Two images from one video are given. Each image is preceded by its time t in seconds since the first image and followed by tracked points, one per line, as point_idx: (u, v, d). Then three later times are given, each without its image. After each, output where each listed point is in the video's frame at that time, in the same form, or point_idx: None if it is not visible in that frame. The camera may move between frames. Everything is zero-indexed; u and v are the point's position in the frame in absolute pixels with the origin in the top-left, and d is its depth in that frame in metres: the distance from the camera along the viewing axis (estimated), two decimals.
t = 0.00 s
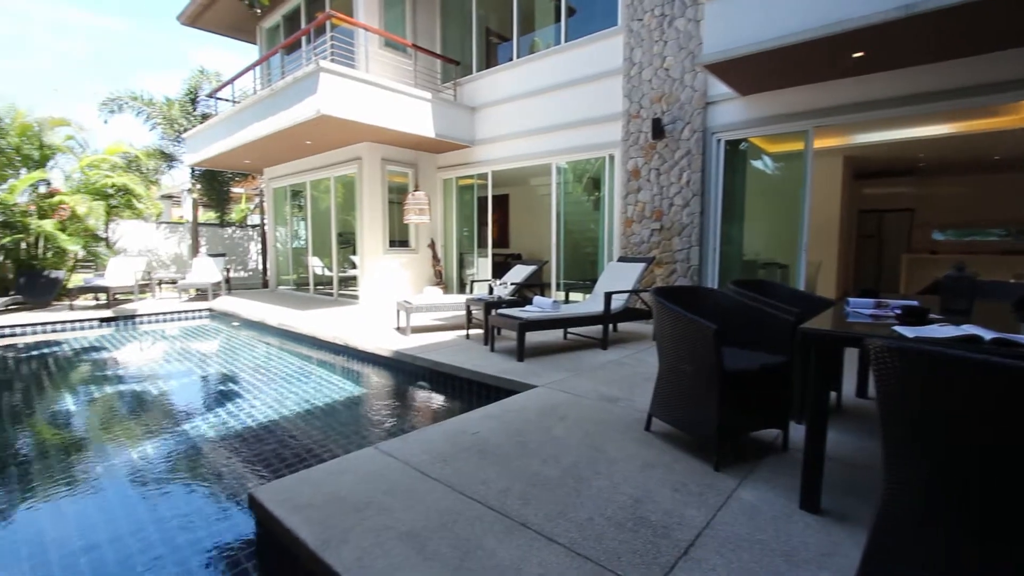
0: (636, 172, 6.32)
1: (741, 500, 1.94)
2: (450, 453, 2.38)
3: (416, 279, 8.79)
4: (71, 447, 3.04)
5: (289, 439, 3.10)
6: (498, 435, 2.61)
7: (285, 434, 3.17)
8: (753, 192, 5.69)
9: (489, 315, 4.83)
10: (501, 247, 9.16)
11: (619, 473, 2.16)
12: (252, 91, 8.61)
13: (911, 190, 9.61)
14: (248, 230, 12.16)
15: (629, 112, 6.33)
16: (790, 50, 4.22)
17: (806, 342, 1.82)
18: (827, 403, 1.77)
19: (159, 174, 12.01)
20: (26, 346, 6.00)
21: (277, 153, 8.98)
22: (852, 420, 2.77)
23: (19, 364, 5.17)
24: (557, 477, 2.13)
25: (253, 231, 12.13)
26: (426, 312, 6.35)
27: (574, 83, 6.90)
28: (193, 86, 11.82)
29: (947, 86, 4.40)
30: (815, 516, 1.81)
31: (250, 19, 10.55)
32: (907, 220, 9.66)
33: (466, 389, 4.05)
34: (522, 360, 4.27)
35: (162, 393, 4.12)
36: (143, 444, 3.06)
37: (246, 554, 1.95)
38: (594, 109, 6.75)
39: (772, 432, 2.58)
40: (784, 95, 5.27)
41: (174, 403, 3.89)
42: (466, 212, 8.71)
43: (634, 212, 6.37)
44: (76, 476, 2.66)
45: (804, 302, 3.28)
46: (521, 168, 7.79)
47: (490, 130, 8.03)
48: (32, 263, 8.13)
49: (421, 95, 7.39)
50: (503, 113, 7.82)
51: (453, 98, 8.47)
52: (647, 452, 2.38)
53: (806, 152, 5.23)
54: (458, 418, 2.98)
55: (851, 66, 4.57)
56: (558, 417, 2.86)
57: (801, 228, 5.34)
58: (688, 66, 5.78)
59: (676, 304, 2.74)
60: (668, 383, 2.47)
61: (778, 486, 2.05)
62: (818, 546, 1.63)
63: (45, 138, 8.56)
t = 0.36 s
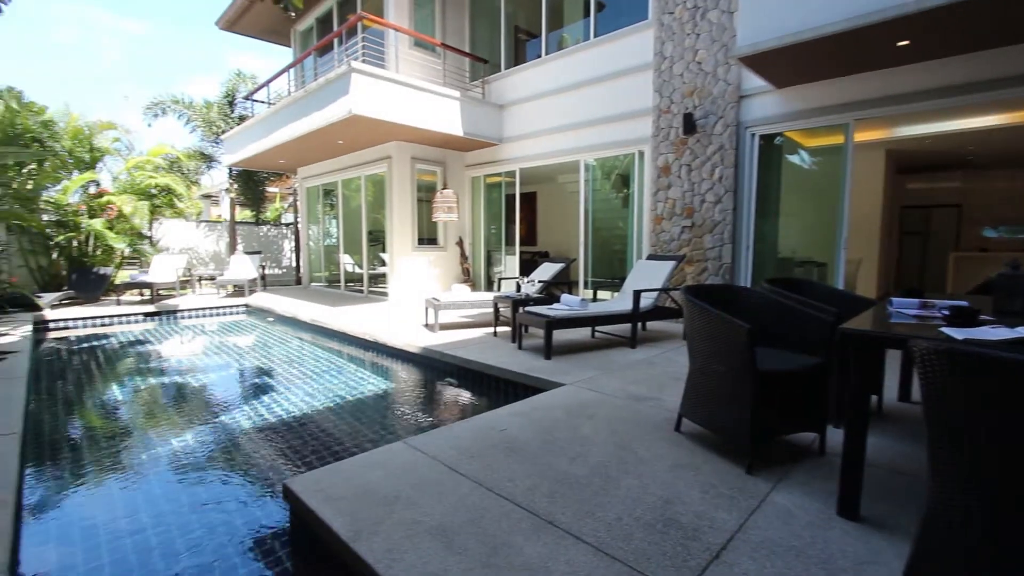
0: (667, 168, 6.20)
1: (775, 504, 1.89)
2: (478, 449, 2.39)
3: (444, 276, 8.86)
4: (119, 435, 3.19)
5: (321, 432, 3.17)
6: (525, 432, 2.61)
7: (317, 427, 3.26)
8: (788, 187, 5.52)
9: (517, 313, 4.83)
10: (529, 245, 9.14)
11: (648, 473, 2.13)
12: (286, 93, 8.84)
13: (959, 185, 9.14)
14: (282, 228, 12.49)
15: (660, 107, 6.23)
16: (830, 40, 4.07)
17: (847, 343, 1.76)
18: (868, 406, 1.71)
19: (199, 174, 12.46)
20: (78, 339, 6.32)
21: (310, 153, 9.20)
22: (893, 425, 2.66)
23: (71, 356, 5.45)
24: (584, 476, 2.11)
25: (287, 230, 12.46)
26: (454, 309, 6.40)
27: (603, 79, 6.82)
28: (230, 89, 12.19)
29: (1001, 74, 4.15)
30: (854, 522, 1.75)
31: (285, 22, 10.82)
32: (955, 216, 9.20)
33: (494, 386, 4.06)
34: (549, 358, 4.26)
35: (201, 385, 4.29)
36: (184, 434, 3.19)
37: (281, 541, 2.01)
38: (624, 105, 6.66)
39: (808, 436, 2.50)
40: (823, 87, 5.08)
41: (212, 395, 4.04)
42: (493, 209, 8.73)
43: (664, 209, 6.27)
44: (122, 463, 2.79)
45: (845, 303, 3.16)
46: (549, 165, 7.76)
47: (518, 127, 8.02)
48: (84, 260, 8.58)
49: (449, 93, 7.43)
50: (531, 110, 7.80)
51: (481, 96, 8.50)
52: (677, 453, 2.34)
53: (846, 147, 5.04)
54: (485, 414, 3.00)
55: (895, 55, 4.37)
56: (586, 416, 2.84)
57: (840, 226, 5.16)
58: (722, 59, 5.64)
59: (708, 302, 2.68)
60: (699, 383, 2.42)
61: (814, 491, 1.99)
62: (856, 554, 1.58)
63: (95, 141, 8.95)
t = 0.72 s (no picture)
0: (695, 165, 6.09)
1: (807, 510, 1.84)
2: (503, 448, 2.39)
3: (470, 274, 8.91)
4: (157, 426, 3.32)
5: (349, 427, 3.23)
6: (550, 431, 2.60)
7: (345, 422, 3.33)
8: (823, 184, 5.35)
9: (542, 312, 4.82)
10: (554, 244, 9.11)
11: (674, 475, 2.10)
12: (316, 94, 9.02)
13: (1008, 181, 8.69)
14: (312, 227, 12.77)
15: (689, 103, 6.12)
16: (870, 30, 3.92)
17: (885, 345, 1.69)
18: (908, 411, 1.64)
19: (233, 175, 12.84)
20: (120, 334, 6.59)
21: (339, 153, 9.36)
22: (935, 432, 2.55)
23: (114, 349, 5.70)
24: (609, 476, 2.10)
25: (317, 228, 12.72)
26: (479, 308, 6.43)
27: (631, 75, 6.75)
28: (263, 91, 12.51)
29: None
30: (891, 531, 1.69)
31: (315, 25, 11.04)
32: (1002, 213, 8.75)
33: (518, 384, 4.07)
34: (574, 357, 4.24)
35: (235, 380, 4.42)
36: (219, 426, 3.30)
37: (310, 532, 2.06)
38: (651, 101, 6.57)
39: (843, 440, 2.42)
40: (860, 79, 4.90)
41: (245, 388, 4.17)
42: (519, 208, 8.72)
43: (692, 207, 6.15)
44: (160, 453, 2.90)
45: (883, 304, 3.05)
46: (575, 163, 7.71)
47: (543, 125, 7.99)
48: (126, 258, 8.92)
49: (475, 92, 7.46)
50: (557, 108, 7.76)
51: (507, 94, 8.51)
52: (705, 455, 2.30)
53: (885, 141, 4.85)
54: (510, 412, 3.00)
55: (939, 45, 4.18)
56: (611, 416, 2.82)
57: (878, 224, 4.96)
58: (754, 53, 5.51)
59: (737, 302, 2.63)
60: (727, 384, 2.38)
61: (849, 497, 1.92)
62: (894, 564, 1.52)
63: (137, 143, 9.27)
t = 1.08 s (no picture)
0: (721, 162, 5.98)
1: (836, 515, 1.79)
2: (524, 446, 2.39)
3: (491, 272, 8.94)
4: (189, 419, 3.42)
5: (372, 423, 3.28)
6: (571, 430, 2.59)
7: (368, 418, 3.37)
8: (854, 181, 5.20)
9: (563, 310, 4.80)
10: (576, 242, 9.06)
11: (698, 477, 2.07)
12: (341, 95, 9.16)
13: None
14: (337, 226, 12.97)
15: (714, 98, 6.01)
16: (907, 21, 3.77)
17: (921, 347, 1.63)
18: (945, 416, 1.58)
19: (261, 175, 13.14)
20: (154, 329, 6.81)
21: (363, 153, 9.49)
22: (974, 438, 2.45)
23: (149, 344, 5.89)
24: (632, 476, 2.08)
25: (341, 227, 12.92)
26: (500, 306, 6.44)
27: (655, 71, 6.66)
28: (290, 93, 12.76)
29: None
30: (926, 539, 1.63)
31: (341, 27, 11.20)
32: None
33: (539, 383, 4.06)
34: (596, 356, 4.21)
35: (262, 375, 4.53)
36: (247, 420, 3.38)
37: (335, 525, 2.10)
38: (676, 97, 6.48)
39: (875, 444, 2.35)
40: (894, 72, 4.73)
41: (272, 384, 4.27)
42: (540, 206, 8.69)
43: (718, 204, 6.04)
44: (192, 445, 2.99)
45: (916, 305, 2.95)
46: (598, 161, 7.66)
47: (566, 123, 7.95)
48: (160, 256, 9.21)
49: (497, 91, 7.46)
50: (579, 105, 7.72)
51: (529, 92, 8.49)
52: (730, 457, 2.26)
53: (922, 136, 4.68)
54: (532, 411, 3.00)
55: (979, 35, 4.01)
56: (633, 416, 2.79)
57: (913, 221, 4.79)
58: (782, 46, 5.38)
59: (764, 301, 2.57)
60: (754, 385, 2.33)
61: (881, 503, 1.87)
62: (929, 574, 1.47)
63: (169, 145, 9.55)
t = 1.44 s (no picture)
0: (744, 158, 5.88)
1: (863, 521, 1.74)
2: (543, 445, 2.39)
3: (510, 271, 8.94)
4: (215, 413, 3.50)
5: (392, 420, 3.31)
6: (589, 430, 2.58)
7: (388, 415, 3.41)
8: (883, 177, 5.05)
9: (582, 309, 4.77)
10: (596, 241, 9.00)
11: (720, 480, 2.04)
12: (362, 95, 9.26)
13: None
14: (357, 224, 13.12)
15: (738, 94, 5.90)
16: (940, 12, 3.65)
17: (954, 350, 1.58)
18: (980, 421, 1.53)
19: (284, 175, 13.38)
20: (181, 326, 7.00)
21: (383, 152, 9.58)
22: (1011, 444, 2.36)
23: (177, 340, 6.06)
24: (652, 478, 2.05)
25: (362, 226, 13.06)
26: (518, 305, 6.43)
27: (676, 68, 6.58)
28: (312, 94, 12.96)
29: None
30: (958, 549, 1.58)
31: (362, 28, 11.32)
32: None
33: (558, 382, 4.05)
34: (616, 356, 4.18)
35: (285, 371, 4.62)
36: (271, 415, 3.45)
37: (354, 521, 2.12)
38: (698, 93, 6.38)
39: (905, 449, 2.28)
40: (926, 65, 4.58)
41: (294, 379, 4.34)
42: (559, 205, 8.65)
43: (741, 202, 5.94)
44: (218, 438, 3.06)
45: (947, 305, 2.86)
46: (618, 159, 7.59)
47: (585, 121, 7.90)
48: (188, 254, 9.45)
49: (517, 89, 7.45)
50: (599, 103, 7.66)
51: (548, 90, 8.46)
52: (752, 460, 2.22)
53: (956, 130, 4.52)
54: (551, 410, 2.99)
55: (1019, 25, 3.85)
56: (653, 416, 2.76)
57: (946, 219, 4.64)
58: (809, 40, 5.25)
59: (788, 302, 2.52)
60: (778, 387, 2.28)
61: (910, 510, 1.81)
62: None
63: (196, 146, 9.78)
